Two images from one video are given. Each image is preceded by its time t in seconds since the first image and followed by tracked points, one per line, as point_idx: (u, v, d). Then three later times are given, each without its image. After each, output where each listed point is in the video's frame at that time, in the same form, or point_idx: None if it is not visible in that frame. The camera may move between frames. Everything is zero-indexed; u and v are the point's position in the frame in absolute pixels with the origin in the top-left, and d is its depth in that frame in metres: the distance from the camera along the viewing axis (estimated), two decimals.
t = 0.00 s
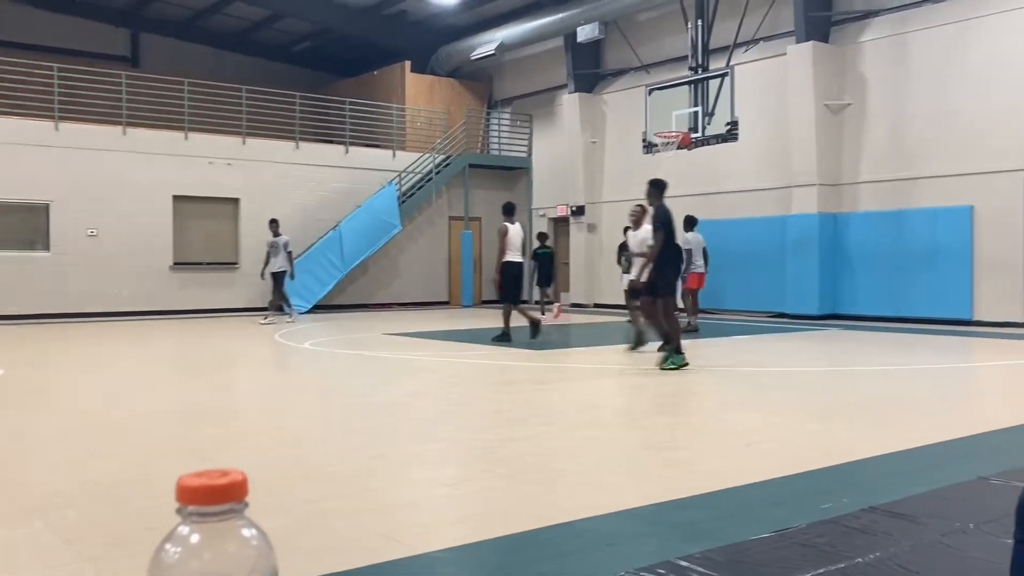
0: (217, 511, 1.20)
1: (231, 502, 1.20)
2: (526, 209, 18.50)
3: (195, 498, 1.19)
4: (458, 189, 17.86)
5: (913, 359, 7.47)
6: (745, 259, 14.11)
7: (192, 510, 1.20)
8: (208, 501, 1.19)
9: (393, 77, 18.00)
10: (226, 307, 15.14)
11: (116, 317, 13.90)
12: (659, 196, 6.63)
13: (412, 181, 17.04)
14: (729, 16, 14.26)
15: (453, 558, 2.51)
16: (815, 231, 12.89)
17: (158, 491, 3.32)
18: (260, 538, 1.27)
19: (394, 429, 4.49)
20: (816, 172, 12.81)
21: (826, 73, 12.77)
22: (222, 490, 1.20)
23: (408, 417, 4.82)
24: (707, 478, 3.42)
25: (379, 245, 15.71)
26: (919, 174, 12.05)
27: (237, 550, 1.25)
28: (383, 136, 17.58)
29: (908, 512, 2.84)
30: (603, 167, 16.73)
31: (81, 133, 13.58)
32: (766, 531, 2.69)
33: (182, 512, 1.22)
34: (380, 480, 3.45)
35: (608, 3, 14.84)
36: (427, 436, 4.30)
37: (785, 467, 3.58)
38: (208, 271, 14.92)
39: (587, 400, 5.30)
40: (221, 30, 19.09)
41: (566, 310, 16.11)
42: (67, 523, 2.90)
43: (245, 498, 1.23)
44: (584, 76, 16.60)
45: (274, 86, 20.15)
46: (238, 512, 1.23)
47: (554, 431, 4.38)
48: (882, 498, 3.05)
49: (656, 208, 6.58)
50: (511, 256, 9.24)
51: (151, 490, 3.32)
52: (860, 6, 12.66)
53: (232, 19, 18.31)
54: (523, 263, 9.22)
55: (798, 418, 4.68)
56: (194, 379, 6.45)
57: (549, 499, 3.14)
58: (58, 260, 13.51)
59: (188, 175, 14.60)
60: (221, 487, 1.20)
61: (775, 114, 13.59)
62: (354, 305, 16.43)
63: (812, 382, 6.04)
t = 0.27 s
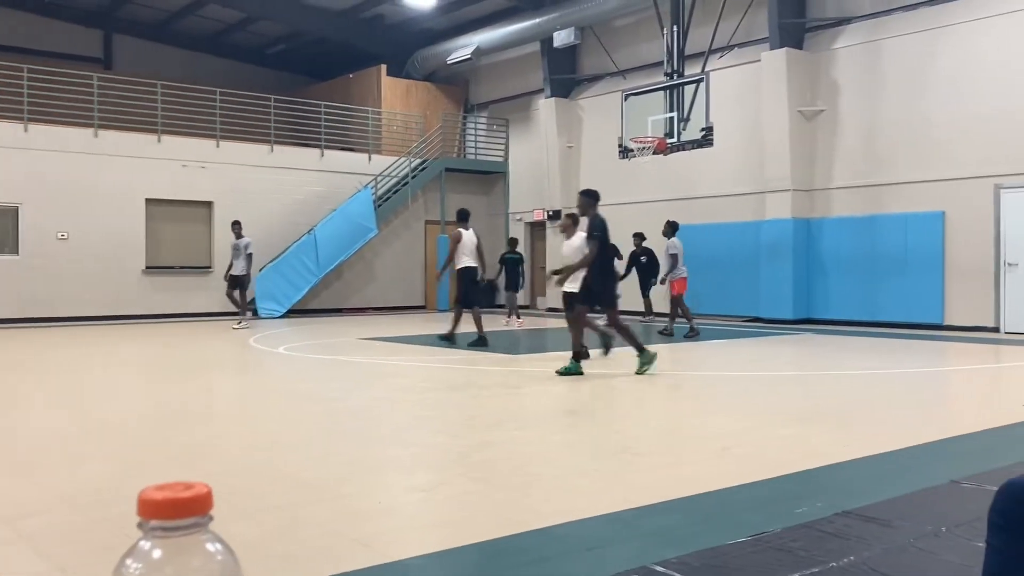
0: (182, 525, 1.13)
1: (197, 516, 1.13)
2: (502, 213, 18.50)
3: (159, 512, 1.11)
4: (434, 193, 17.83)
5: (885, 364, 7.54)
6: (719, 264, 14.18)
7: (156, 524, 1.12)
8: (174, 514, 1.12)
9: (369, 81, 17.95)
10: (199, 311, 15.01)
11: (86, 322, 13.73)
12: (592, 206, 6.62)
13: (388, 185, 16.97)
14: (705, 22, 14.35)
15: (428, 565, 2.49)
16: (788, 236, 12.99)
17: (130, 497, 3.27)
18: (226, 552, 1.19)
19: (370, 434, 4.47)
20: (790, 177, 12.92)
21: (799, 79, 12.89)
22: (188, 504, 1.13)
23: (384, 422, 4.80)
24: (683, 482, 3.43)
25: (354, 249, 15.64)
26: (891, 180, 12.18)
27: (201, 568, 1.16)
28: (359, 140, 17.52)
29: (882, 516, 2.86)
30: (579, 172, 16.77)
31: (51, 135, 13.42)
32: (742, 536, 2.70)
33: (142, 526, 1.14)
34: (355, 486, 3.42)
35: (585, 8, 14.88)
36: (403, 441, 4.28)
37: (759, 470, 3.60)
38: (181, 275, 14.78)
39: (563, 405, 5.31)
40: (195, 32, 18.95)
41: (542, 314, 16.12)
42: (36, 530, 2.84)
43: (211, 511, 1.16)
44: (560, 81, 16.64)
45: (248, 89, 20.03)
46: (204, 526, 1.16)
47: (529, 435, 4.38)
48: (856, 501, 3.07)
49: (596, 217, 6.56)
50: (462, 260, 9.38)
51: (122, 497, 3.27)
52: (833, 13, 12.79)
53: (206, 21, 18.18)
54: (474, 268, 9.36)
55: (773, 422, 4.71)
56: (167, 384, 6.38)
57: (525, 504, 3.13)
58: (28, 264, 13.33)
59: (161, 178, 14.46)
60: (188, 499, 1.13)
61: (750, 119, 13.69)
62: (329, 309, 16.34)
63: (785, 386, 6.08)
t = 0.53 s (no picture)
0: (168, 534, 1.07)
1: (184, 525, 1.07)
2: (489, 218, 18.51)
3: (144, 521, 1.05)
4: (420, 196, 17.82)
5: (869, 369, 7.58)
6: (705, 269, 14.22)
7: (142, 533, 1.07)
8: (160, 523, 1.06)
9: (356, 84, 17.93)
10: (184, 314, 14.93)
11: (70, 325, 13.63)
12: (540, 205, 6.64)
13: (375, 188, 16.94)
14: (691, 28, 14.42)
15: (415, 571, 2.47)
16: (773, 241, 13.04)
17: (113, 503, 3.24)
18: (215, 561, 1.11)
19: (355, 438, 4.45)
20: (776, 183, 12.99)
21: (785, 85, 12.96)
22: (176, 512, 1.07)
23: (369, 426, 4.78)
24: (669, 487, 3.44)
25: (340, 253, 15.60)
26: (876, 186, 12.26)
27: None
28: (345, 143, 17.49)
29: (867, 520, 2.87)
30: (565, 177, 16.79)
31: (35, 137, 13.33)
32: (728, 541, 2.70)
33: (129, 533, 1.08)
34: (340, 490, 3.41)
35: (572, 12, 14.92)
36: (388, 445, 4.27)
37: (745, 475, 3.61)
38: (165, 278, 14.70)
39: (549, 409, 5.31)
40: (181, 34, 18.86)
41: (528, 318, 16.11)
42: (18, 537, 2.82)
43: (198, 518, 1.10)
44: (547, 86, 16.67)
45: (234, 92, 19.95)
46: (191, 534, 1.10)
47: (516, 440, 4.37)
48: (842, 506, 3.08)
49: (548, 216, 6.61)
50: (424, 265, 9.31)
51: (105, 503, 3.24)
52: (819, 19, 12.88)
53: (192, 24, 18.11)
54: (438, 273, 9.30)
55: (759, 427, 4.73)
56: (151, 389, 6.34)
57: (512, 509, 3.13)
58: (11, 267, 13.22)
59: (146, 181, 14.39)
60: (176, 508, 1.07)
61: (736, 125, 13.76)
62: (314, 313, 16.29)
63: (770, 391, 6.10)
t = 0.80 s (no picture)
0: (169, 538, 1.06)
1: (184, 530, 1.06)
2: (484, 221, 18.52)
3: (144, 525, 1.05)
4: (415, 200, 17.82)
5: (863, 373, 7.60)
6: (700, 273, 14.24)
7: (143, 537, 1.06)
8: (160, 527, 1.05)
9: (351, 87, 17.92)
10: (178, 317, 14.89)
11: (63, 327, 13.58)
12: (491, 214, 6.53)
13: (370, 191, 16.93)
14: (686, 33, 14.45)
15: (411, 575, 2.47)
16: (768, 245, 13.06)
17: (106, 506, 3.23)
18: (214, 565, 1.10)
19: (349, 442, 4.45)
20: (770, 188, 13.01)
21: (780, 90, 12.99)
22: (176, 516, 1.06)
23: (364, 430, 4.78)
24: (663, 491, 3.44)
25: (335, 255, 15.58)
26: (870, 191, 12.29)
27: None
28: (340, 146, 17.48)
29: (861, 525, 2.88)
30: (560, 180, 16.81)
31: (30, 138, 13.29)
32: (723, 545, 2.70)
33: (129, 539, 1.07)
34: (335, 494, 3.40)
35: (568, 16, 14.93)
36: (383, 449, 4.27)
37: (739, 480, 3.61)
38: (159, 280, 14.67)
39: (544, 413, 5.31)
40: (176, 36, 18.84)
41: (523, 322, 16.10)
42: (10, 540, 2.80)
43: (198, 525, 1.09)
44: (542, 90, 16.68)
45: (229, 94, 19.94)
46: (192, 539, 1.09)
47: (511, 444, 4.37)
48: (836, 511, 3.09)
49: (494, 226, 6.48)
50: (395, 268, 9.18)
51: (98, 506, 3.23)
52: (813, 24, 12.91)
53: (187, 26, 18.09)
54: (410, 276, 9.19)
55: (752, 431, 4.73)
56: (144, 391, 6.32)
57: (507, 513, 3.13)
58: (4, 268, 13.17)
59: (140, 183, 14.35)
60: (176, 511, 1.06)
61: (731, 130, 13.79)
62: (309, 316, 16.26)
63: (765, 396, 6.11)
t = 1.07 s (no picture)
0: (170, 541, 1.06)
1: (185, 532, 1.06)
2: (484, 225, 18.53)
3: (147, 528, 1.05)
4: (416, 203, 17.83)
5: (863, 379, 7.60)
6: (700, 278, 14.24)
7: (145, 540, 1.06)
8: (162, 529, 1.06)
9: (352, 90, 17.94)
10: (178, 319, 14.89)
11: (63, 329, 13.58)
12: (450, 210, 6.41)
13: (371, 194, 16.94)
14: (688, 38, 14.46)
15: None
16: (768, 250, 13.06)
17: (104, 508, 3.23)
18: (215, 567, 1.11)
19: (348, 445, 4.45)
20: (771, 192, 13.02)
21: (781, 95, 13.00)
22: (178, 518, 1.07)
23: (363, 433, 4.78)
24: (662, 495, 3.44)
25: (336, 258, 15.59)
26: (870, 196, 12.30)
27: None
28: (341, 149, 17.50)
29: (860, 531, 2.88)
30: (561, 184, 16.82)
31: (31, 140, 13.30)
32: (722, 550, 2.70)
33: (131, 541, 1.07)
34: (334, 497, 3.40)
35: (569, 21, 14.95)
36: (382, 452, 4.26)
37: (738, 484, 3.62)
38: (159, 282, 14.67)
39: (544, 417, 5.31)
40: (178, 39, 18.86)
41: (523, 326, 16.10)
42: (9, 541, 2.80)
43: (200, 526, 1.09)
44: (543, 94, 16.70)
45: (231, 96, 19.96)
46: (193, 542, 1.09)
47: (510, 448, 4.37)
48: (835, 516, 3.09)
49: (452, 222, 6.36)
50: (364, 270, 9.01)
51: (97, 507, 3.23)
52: (815, 30, 12.92)
53: (189, 28, 18.11)
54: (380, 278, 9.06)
55: (751, 436, 4.74)
56: (144, 393, 6.32)
57: (506, 517, 3.13)
58: (4, 270, 13.18)
59: (141, 185, 14.36)
60: (179, 513, 1.07)
61: (731, 135, 13.80)
62: (309, 319, 16.26)
63: (764, 401, 6.10)
